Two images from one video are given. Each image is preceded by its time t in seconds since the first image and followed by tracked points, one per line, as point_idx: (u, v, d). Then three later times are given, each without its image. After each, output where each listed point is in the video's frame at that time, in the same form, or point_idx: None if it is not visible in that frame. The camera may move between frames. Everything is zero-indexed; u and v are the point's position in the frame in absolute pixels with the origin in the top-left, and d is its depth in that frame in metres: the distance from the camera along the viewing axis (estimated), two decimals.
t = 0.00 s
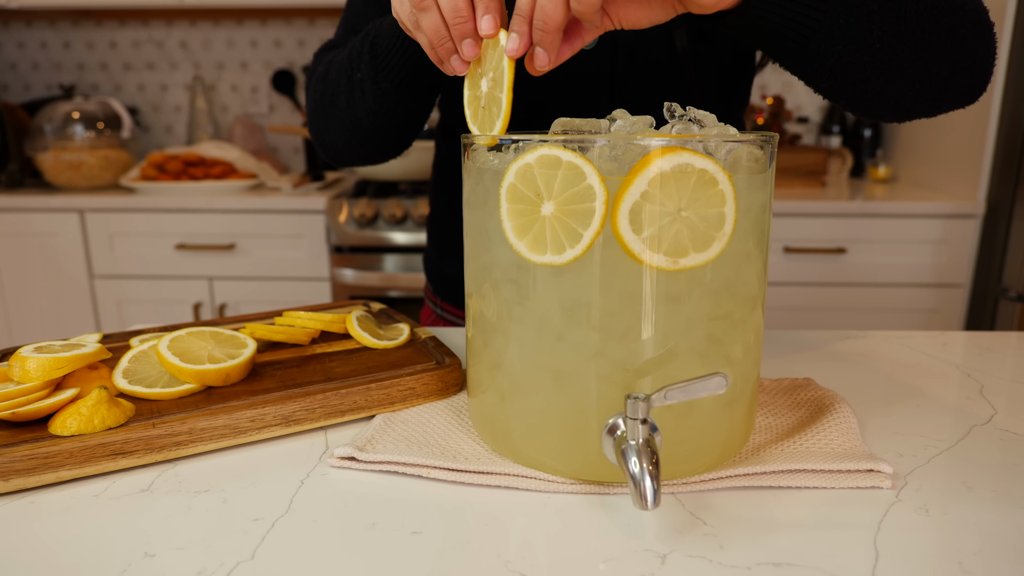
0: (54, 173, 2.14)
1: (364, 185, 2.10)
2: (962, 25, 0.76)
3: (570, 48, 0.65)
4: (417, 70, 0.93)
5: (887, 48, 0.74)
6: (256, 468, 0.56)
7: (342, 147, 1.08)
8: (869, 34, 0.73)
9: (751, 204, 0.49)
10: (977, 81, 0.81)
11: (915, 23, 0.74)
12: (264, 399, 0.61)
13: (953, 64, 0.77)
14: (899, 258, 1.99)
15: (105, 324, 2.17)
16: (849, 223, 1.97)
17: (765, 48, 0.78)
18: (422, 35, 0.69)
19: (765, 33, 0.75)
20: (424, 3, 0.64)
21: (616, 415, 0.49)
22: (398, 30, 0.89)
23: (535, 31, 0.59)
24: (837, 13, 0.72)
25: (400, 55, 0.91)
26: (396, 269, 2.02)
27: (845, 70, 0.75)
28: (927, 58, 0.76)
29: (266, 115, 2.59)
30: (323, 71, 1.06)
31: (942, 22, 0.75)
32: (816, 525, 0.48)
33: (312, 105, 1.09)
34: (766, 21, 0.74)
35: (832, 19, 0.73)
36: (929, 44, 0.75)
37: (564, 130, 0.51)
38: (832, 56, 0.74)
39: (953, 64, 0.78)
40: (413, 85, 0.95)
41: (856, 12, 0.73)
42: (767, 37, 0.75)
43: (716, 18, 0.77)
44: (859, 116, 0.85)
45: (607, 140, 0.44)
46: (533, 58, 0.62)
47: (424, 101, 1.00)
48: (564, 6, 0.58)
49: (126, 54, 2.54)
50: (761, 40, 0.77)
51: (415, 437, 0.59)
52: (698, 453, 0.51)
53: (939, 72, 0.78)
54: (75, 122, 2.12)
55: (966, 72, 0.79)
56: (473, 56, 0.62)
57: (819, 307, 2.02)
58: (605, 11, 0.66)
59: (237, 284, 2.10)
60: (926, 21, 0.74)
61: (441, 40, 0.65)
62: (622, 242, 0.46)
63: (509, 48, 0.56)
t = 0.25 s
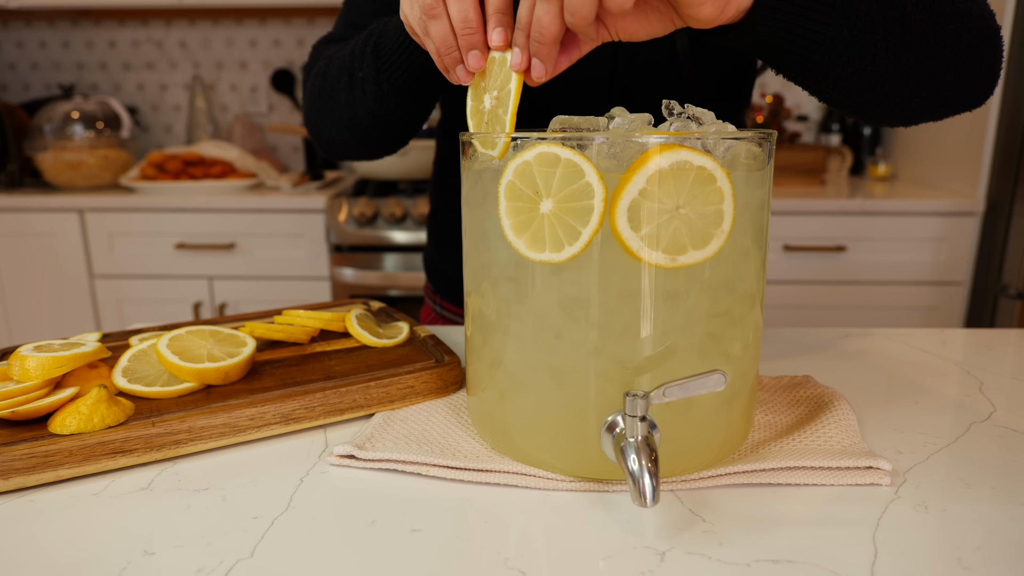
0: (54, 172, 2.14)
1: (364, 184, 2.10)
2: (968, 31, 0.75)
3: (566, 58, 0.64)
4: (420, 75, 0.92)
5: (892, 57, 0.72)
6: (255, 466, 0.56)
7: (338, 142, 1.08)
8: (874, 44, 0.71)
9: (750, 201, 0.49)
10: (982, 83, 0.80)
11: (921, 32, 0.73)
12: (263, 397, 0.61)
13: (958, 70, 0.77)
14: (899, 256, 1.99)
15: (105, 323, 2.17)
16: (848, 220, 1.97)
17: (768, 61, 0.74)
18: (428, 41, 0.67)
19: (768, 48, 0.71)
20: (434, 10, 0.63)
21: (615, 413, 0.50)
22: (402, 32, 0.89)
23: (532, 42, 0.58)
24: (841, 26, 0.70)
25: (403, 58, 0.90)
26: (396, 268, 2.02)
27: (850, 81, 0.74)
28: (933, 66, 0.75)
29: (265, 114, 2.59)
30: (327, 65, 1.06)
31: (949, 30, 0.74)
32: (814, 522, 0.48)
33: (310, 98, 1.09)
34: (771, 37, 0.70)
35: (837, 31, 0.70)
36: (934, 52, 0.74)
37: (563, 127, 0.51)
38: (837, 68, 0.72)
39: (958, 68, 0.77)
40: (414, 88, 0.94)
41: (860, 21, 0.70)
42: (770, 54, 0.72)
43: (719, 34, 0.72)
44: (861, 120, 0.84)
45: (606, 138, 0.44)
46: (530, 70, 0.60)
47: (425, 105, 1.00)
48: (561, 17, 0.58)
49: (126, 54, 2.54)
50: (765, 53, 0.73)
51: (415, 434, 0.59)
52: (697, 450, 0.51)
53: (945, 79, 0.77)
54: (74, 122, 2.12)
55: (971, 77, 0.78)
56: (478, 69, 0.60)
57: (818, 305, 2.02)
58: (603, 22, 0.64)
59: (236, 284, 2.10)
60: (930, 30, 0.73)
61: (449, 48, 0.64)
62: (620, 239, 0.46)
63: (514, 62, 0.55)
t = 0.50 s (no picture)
0: (55, 171, 2.13)
1: (364, 181, 2.10)
2: (976, 17, 0.73)
3: (560, 72, 0.61)
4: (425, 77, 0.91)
5: (895, 50, 0.71)
6: (257, 461, 0.56)
7: (340, 137, 1.08)
8: (875, 38, 0.70)
9: (751, 195, 0.49)
10: (995, 70, 0.78)
11: (923, 23, 0.71)
12: (265, 393, 0.61)
13: (967, 58, 0.75)
14: (900, 252, 1.99)
15: (107, 321, 2.17)
16: (850, 216, 1.96)
17: (769, 63, 0.74)
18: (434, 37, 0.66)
19: (769, 50, 0.71)
20: (443, 7, 0.61)
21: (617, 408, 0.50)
22: (407, 33, 0.88)
23: (524, 58, 0.57)
24: (840, 22, 0.69)
25: (408, 59, 0.89)
26: (397, 265, 2.02)
27: (853, 78, 0.72)
28: (939, 56, 0.74)
29: (266, 112, 2.59)
30: (330, 61, 1.06)
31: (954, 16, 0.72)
32: (816, 515, 0.48)
33: (313, 95, 1.10)
34: (768, 40, 0.69)
35: (835, 28, 0.69)
36: (939, 41, 0.73)
37: (564, 122, 0.51)
38: (838, 64, 0.71)
39: (967, 56, 0.75)
40: (419, 90, 0.93)
41: (860, 15, 0.69)
42: (771, 56, 0.72)
43: (716, 40, 0.72)
44: (869, 115, 0.82)
45: (607, 132, 0.44)
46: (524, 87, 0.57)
47: (429, 105, 0.99)
48: (550, 31, 0.56)
49: (126, 52, 2.54)
50: (766, 56, 0.72)
51: (416, 430, 0.59)
52: (698, 445, 0.52)
53: (954, 68, 0.75)
54: (75, 120, 2.12)
55: (981, 65, 0.76)
56: (481, 67, 0.60)
57: (820, 301, 2.02)
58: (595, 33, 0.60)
59: (238, 281, 2.10)
60: (933, 20, 0.72)
61: (456, 46, 0.63)
62: (622, 233, 0.46)
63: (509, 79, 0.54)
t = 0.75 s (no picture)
0: (55, 168, 2.13)
1: (365, 179, 2.10)
2: (976, 7, 0.73)
3: (548, 75, 0.61)
4: (431, 82, 0.92)
5: (894, 43, 0.71)
6: (258, 457, 0.56)
7: (342, 135, 1.08)
8: (873, 32, 0.70)
9: (753, 192, 0.49)
10: (999, 60, 0.77)
11: (921, 14, 0.71)
12: (266, 389, 0.61)
13: (969, 49, 0.74)
14: (901, 250, 1.99)
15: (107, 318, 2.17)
16: (850, 214, 1.96)
17: (765, 62, 0.74)
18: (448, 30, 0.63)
19: (762, 49, 0.71)
20: None
21: (618, 404, 0.49)
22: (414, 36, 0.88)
23: (508, 60, 0.57)
24: (836, 17, 0.69)
25: (415, 65, 0.89)
26: (397, 263, 2.02)
27: (851, 72, 0.72)
28: (940, 48, 0.73)
29: (267, 109, 2.59)
30: (336, 57, 1.06)
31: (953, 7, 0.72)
32: (818, 512, 0.48)
33: (316, 92, 1.09)
34: (761, 38, 0.68)
35: (831, 23, 0.69)
36: (939, 32, 0.72)
37: (565, 118, 0.51)
38: (836, 60, 0.71)
39: (969, 47, 0.74)
40: (424, 94, 0.94)
41: (857, 9, 0.69)
42: (767, 55, 0.71)
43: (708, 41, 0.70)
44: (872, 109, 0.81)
45: (609, 128, 0.43)
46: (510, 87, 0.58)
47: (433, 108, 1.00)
48: (531, 33, 0.55)
49: (127, 49, 2.54)
50: (760, 55, 0.72)
51: (417, 426, 0.59)
52: (700, 441, 0.51)
53: (956, 59, 0.74)
54: (76, 117, 2.12)
55: (984, 56, 0.76)
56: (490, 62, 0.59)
57: (820, 299, 2.01)
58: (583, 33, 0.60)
59: (239, 278, 2.10)
60: (932, 11, 0.71)
61: (467, 39, 0.61)
62: (623, 228, 0.45)
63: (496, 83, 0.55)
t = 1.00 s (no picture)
0: (54, 167, 2.13)
1: (364, 177, 2.09)
2: None
3: (554, 73, 0.59)
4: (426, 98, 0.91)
5: (902, 29, 0.71)
6: (257, 455, 0.56)
7: (342, 139, 1.08)
8: (881, 18, 0.70)
9: (752, 187, 0.49)
10: (1006, 45, 0.77)
11: None
12: (265, 387, 0.61)
13: (976, 35, 0.74)
14: (901, 248, 1.99)
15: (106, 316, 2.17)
16: (850, 212, 1.96)
17: (770, 49, 0.73)
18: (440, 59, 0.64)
19: (766, 36, 0.70)
20: (449, 28, 0.60)
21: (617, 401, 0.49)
22: (410, 52, 0.88)
23: (506, 58, 0.56)
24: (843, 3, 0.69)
25: (409, 81, 0.89)
26: (397, 261, 2.02)
27: (858, 58, 0.72)
28: (948, 34, 0.73)
29: (266, 107, 2.59)
30: (334, 63, 1.06)
31: None
32: (817, 508, 0.48)
33: (315, 94, 1.09)
34: (765, 22, 0.68)
35: (837, 8, 0.69)
36: (947, 18, 0.72)
37: (564, 114, 0.51)
38: (843, 46, 0.71)
39: (977, 32, 0.74)
40: (420, 109, 0.93)
41: None
42: (772, 41, 0.71)
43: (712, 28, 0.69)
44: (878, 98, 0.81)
45: (609, 123, 0.43)
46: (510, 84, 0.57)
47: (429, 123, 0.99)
48: (526, 30, 0.55)
49: (125, 47, 2.54)
50: (765, 42, 0.72)
51: (416, 424, 0.59)
52: (699, 438, 0.51)
53: (964, 45, 0.74)
54: (74, 116, 2.11)
55: (991, 42, 0.76)
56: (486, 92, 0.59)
57: (820, 296, 2.02)
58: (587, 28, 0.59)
59: (238, 277, 2.10)
60: None
61: (461, 69, 0.62)
62: (623, 223, 0.45)
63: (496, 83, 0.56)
